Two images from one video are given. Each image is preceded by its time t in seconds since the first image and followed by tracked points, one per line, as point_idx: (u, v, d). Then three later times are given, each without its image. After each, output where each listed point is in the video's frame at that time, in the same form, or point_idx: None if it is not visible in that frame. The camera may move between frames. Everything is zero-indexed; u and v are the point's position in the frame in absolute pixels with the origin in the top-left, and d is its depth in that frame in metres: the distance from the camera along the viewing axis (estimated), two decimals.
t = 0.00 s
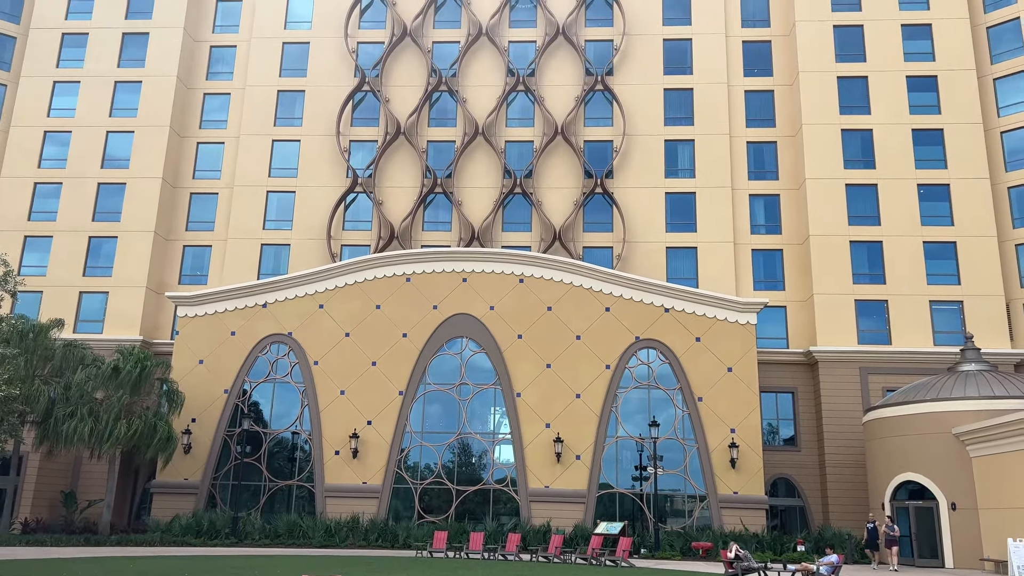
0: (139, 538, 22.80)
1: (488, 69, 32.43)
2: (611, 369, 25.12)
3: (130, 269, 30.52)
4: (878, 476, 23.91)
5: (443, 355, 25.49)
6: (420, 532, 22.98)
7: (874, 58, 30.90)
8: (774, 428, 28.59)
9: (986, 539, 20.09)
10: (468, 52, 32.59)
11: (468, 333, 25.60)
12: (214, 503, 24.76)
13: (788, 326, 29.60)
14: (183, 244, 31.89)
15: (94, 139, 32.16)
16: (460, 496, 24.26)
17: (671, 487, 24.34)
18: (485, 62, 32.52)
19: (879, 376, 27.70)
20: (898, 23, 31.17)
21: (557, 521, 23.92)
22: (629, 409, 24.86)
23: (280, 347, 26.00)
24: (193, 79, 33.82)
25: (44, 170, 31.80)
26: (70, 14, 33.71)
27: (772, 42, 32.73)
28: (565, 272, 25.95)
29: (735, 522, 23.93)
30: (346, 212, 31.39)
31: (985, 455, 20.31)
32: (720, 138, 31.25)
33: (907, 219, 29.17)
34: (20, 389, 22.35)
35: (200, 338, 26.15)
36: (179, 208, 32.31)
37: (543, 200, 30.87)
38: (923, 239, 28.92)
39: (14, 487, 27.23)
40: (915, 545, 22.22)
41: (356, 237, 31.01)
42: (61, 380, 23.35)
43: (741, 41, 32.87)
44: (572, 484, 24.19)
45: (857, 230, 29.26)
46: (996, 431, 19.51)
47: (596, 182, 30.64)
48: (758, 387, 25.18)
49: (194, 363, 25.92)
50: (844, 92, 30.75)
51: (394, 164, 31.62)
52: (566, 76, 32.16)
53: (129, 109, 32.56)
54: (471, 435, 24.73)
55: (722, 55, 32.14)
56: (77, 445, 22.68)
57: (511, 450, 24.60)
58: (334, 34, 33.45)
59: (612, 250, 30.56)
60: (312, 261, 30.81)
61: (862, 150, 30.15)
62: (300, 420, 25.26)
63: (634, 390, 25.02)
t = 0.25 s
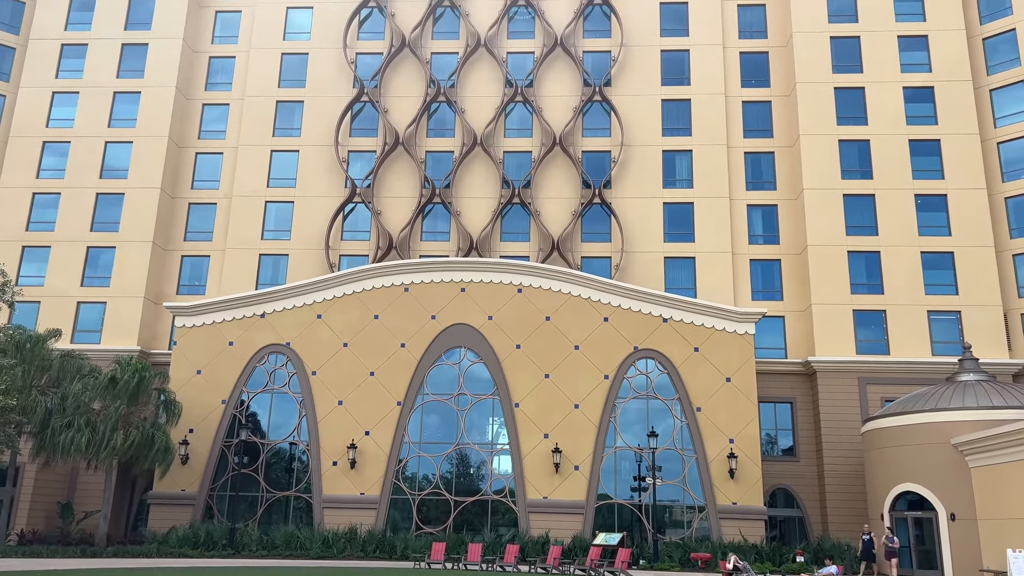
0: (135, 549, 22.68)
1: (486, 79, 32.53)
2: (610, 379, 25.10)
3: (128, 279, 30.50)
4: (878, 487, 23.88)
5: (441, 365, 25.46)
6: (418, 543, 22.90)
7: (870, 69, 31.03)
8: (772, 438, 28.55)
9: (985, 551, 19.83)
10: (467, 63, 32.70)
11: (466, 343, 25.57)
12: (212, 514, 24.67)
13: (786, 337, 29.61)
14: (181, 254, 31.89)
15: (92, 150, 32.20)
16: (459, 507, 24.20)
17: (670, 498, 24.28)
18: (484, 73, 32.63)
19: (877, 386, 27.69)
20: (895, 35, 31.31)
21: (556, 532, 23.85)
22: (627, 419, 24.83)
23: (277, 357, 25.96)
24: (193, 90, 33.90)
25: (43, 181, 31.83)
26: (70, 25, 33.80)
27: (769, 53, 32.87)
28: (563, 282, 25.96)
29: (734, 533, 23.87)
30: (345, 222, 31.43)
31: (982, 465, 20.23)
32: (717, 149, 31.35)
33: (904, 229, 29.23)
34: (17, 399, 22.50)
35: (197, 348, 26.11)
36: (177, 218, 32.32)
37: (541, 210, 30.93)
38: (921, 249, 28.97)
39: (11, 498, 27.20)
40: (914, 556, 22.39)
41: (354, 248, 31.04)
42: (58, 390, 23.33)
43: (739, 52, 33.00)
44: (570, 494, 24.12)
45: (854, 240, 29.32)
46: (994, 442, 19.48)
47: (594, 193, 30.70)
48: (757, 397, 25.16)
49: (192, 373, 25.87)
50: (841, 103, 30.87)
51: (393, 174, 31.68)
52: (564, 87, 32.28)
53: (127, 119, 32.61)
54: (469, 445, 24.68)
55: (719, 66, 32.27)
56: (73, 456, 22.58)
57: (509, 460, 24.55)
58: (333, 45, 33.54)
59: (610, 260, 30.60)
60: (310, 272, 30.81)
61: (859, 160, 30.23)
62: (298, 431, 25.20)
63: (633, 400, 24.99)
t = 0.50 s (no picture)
0: (131, 560, 22.54)
1: (485, 90, 32.63)
2: (608, 389, 25.07)
3: (126, 289, 30.48)
4: (877, 498, 23.83)
5: (439, 376, 25.42)
6: (415, 554, 22.81)
7: (867, 80, 31.15)
8: (771, 448, 28.51)
9: (984, 561, 19.81)
10: (465, 74, 32.82)
11: (465, 353, 25.55)
12: (209, 525, 24.56)
13: (785, 347, 29.61)
14: (180, 264, 31.88)
15: (91, 160, 32.23)
16: (457, 517, 24.10)
17: (669, 508, 24.21)
18: (482, 83, 32.72)
19: (876, 396, 27.68)
20: (891, 46, 31.45)
21: (555, 543, 23.78)
22: (626, 429, 24.79)
23: (276, 367, 25.92)
24: (192, 100, 33.97)
25: (42, 191, 31.84)
26: (69, 36, 33.89)
27: (767, 64, 32.99)
28: (561, 292, 25.97)
29: (733, 543, 23.80)
30: (343, 232, 31.46)
31: (982, 476, 20.24)
32: (715, 159, 31.43)
33: (902, 240, 29.28)
34: (14, 410, 22.38)
35: (195, 358, 26.06)
36: (175, 228, 32.32)
37: (539, 221, 30.98)
38: (919, 259, 29.01)
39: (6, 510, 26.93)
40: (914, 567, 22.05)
41: (353, 258, 31.07)
42: (55, 400, 23.21)
43: (736, 63, 33.14)
44: (569, 505, 24.05)
45: (852, 250, 29.37)
46: (993, 452, 19.46)
47: (592, 203, 30.76)
48: (755, 407, 25.15)
49: (190, 383, 25.81)
50: (838, 114, 30.98)
51: (391, 184, 31.72)
52: (563, 97, 32.39)
53: (126, 130, 32.66)
54: (467, 456, 24.61)
55: (717, 77, 32.39)
56: (70, 467, 22.52)
57: (508, 471, 24.48)
58: (331, 56, 33.63)
59: (609, 269, 30.66)
60: (309, 281, 30.80)
61: (856, 171, 30.31)
62: (296, 441, 25.13)
63: (631, 410, 24.96)
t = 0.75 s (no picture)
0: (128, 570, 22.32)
1: (484, 101, 32.71)
2: (607, 399, 25.04)
3: (124, 299, 30.46)
4: (876, 508, 23.74)
5: (438, 386, 25.38)
6: (413, 564, 22.67)
7: (865, 91, 31.26)
8: (770, 459, 28.45)
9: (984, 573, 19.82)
10: (464, 85, 32.91)
11: (463, 363, 25.52)
12: (206, 536, 24.46)
13: (784, 357, 29.60)
14: (178, 274, 31.87)
15: (90, 170, 32.26)
16: (455, 528, 24.00)
17: (668, 519, 24.12)
18: (481, 94, 32.81)
19: (875, 407, 27.66)
20: (888, 57, 31.58)
21: (553, 554, 23.69)
22: (625, 439, 24.74)
23: (274, 378, 25.87)
24: (191, 111, 34.06)
25: (40, 201, 31.85)
26: (69, 47, 33.98)
27: (765, 75, 33.11)
28: (560, 302, 25.96)
29: (732, 555, 23.74)
30: (342, 242, 31.48)
31: (981, 486, 20.21)
32: (713, 170, 31.51)
33: (900, 250, 29.33)
34: (11, 420, 22.30)
35: (193, 368, 26.02)
36: (174, 238, 32.33)
37: (538, 231, 31.01)
38: (917, 269, 29.05)
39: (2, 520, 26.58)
40: None
41: (352, 268, 31.09)
42: (52, 411, 23.18)
43: (734, 74, 33.26)
44: (567, 516, 23.97)
45: (850, 260, 29.40)
46: (993, 463, 19.44)
47: (591, 213, 30.81)
48: (754, 418, 25.12)
49: (188, 394, 25.75)
50: (836, 125, 31.09)
51: (390, 195, 31.76)
52: (561, 108, 32.49)
53: (125, 140, 32.71)
54: (466, 467, 24.54)
55: (715, 88, 32.50)
56: (67, 477, 22.49)
57: (506, 481, 24.41)
58: (331, 67, 33.72)
59: (607, 279, 30.64)
60: (307, 292, 30.79)
61: (854, 181, 30.39)
62: (294, 451, 25.07)
63: (630, 421, 24.92)
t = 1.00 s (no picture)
0: None
1: (483, 111, 32.81)
2: (606, 410, 25.00)
3: (122, 309, 30.43)
4: (876, 519, 23.67)
5: (436, 396, 25.34)
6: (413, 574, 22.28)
7: (862, 102, 31.38)
8: (769, 470, 28.41)
9: None
10: (463, 96, 33.00)
11: (462, 374, 25.48)
12: (203, 548, 24.36)
13: (782, 368, 29.59)
14: (177, 284, 31.86)
15: (89, 180, 32.28)
16: (453, 540, 23.89)
17: (668, 530, 23.98)
18: (480, 105, 32.91)
19: (874, 417, 27.63)
20: (885, 68, 31.72)
21: (552, 566, 23.59)
22: (624, 450, 24.69)
23: (272, 388, 25.82)
24: (190, 121, 34.12)
25: (39, 211, 31.86)
26: (69, 58, 34.07)
27: (763, 86, 33.23)
28: (559, 313, 25.96)
29: (732, 566, 23.65)
30: (341, 252, 31.50)
31: (982, 497, 20.16)
32: (711, 180, 31.58)
33: (898, 260, 29.37)
34: (8, 431, 22.14)
35: (192, 379, 25.98)
36: (173, 248, 32.34)
37: (537, 241, 31.05)
38: (915, 280, 29.08)
39: None
40: None
41: (350, 278, 31.08)
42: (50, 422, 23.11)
43: (732, 85, 33.39)
44: (566, 527, 23.89)
45: (849, 270, 29.44)
46: (993, 473, 19.39)
47: (589, 223, 30.86)
48: (753, 428, 25.09)
49: (186, 404, 25.70)
50: (833, 136, 31.18)
51: (389, 205, 31.81)
52: (560, 119, 32.59)
53: (125, 150, 32.77)
54: (465, 478, 24.47)
55: (713, 99, 32.62)
56: (64, 488, 22.37)
57: (505, 492, 24.33)
58: (330, 77, 33.81)
59: (606, 290, 30.65)
60: (306, 302, 30.78)
61: (852, 192, 30.45)
62: (292, 462, 24.99)
63: (629, 432, 24.87)
